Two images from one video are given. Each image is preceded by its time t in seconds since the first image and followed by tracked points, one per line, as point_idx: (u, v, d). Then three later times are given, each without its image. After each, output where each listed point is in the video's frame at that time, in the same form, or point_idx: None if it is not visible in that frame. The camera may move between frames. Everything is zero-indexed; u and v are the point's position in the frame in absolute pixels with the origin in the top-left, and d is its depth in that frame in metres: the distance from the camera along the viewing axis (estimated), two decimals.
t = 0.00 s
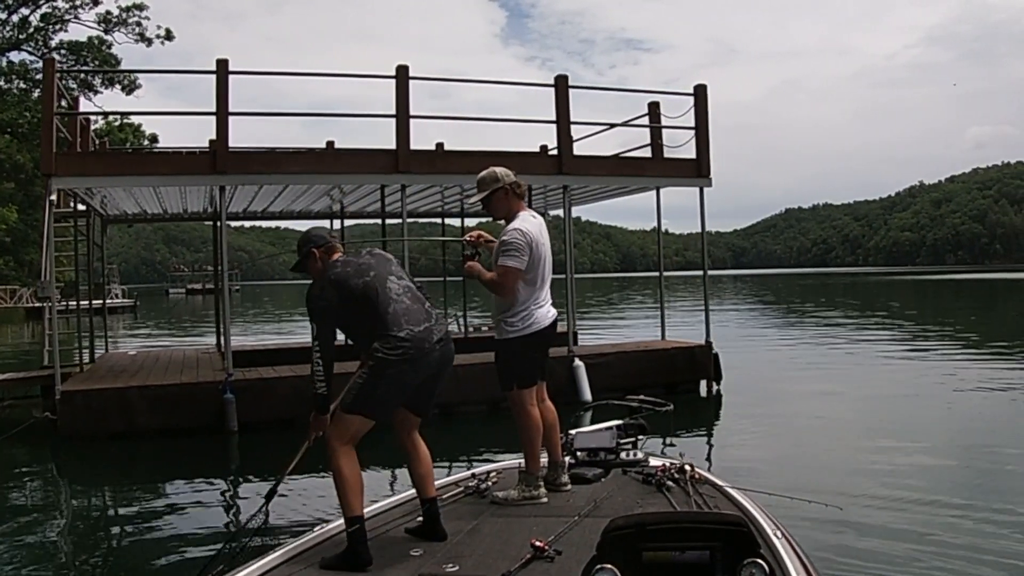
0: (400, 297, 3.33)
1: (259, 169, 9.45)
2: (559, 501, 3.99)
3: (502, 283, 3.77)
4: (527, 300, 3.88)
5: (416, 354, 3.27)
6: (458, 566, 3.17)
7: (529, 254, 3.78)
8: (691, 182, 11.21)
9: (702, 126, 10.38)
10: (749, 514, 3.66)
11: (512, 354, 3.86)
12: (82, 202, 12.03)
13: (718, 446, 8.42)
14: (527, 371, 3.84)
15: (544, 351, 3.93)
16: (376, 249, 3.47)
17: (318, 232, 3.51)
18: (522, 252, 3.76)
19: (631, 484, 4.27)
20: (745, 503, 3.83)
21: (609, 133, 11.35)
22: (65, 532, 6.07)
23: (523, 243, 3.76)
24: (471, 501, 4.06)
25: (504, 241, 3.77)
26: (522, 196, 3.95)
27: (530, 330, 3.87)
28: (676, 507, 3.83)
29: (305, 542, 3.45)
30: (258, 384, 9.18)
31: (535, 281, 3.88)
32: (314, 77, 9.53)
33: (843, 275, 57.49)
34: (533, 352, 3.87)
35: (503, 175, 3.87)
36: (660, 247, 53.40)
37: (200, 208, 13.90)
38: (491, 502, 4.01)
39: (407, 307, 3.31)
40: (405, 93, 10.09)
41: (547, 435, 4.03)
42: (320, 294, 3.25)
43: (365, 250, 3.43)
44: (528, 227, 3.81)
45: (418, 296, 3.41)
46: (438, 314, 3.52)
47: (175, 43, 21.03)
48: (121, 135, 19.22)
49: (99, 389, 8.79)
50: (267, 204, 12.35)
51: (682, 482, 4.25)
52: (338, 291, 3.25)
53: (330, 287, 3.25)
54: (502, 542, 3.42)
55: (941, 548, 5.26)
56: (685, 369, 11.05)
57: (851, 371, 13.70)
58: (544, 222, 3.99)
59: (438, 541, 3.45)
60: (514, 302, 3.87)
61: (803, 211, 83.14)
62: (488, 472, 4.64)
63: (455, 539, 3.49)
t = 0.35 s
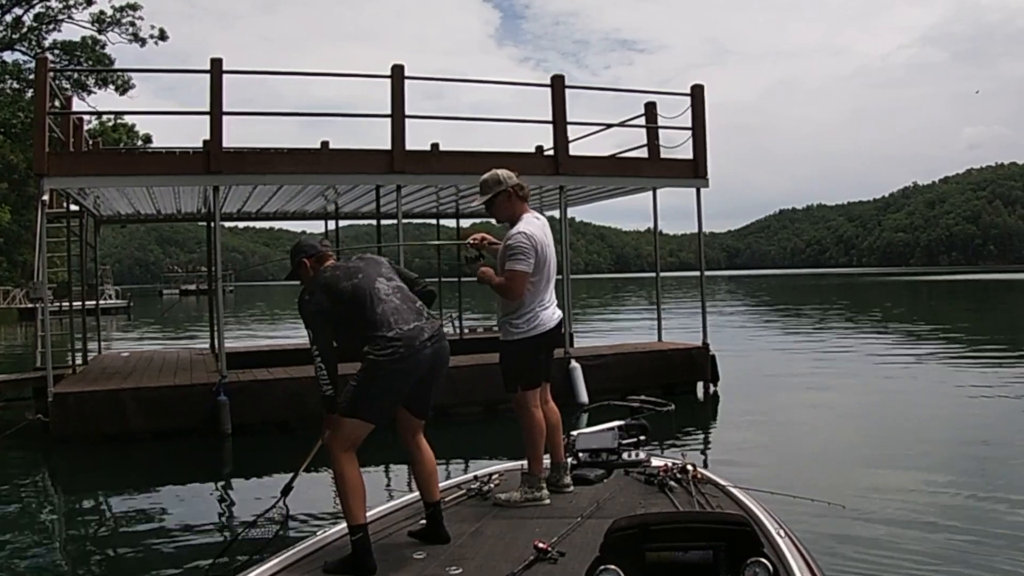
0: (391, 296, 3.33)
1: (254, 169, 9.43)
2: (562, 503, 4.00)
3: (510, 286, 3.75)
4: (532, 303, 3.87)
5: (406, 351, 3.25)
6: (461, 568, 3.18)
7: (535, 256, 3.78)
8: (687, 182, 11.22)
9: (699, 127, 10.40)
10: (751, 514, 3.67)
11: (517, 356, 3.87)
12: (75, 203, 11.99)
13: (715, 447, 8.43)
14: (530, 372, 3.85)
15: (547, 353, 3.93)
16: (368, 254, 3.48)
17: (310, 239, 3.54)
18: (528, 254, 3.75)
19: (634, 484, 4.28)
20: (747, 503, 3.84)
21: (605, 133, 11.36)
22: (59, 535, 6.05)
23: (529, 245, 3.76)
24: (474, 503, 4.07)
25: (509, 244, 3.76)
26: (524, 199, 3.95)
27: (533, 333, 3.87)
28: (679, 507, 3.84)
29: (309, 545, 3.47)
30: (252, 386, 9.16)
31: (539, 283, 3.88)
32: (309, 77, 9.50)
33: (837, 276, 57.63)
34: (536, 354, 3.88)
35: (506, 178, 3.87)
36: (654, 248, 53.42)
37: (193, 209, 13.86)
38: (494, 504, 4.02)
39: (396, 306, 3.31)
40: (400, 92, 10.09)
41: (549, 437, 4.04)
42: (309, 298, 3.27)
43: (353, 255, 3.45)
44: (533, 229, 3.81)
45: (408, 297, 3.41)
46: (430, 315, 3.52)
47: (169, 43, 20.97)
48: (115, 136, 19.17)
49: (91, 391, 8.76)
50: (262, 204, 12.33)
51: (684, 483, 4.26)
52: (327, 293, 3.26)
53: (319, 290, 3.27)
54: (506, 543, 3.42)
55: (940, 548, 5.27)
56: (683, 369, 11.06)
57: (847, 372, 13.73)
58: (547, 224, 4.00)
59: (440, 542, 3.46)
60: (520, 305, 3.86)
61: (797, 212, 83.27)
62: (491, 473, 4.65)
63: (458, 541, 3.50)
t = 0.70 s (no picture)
0: (393, 286, 3.33)
1: (249, 167, 9.41)
2: (561, 502, 4.00)
3: (514, 286, 3.76)
4: (534, 303, 3.88)
5: (403, 344, 3.26)
6: (461, 567, 3.18)
7: (538, 256, 3.79)
8: (684, 184, 11.23)
9: (696, 128, 10.42)
10: (750, 514, 3.67)
11: (518, 355, 3.87)
12: (70, 199, 11.95)
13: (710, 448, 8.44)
14: (531, 371, 3.85)
15: (549, 352, 3.93)
16: (375, 234, 3.46)
17: (318, 204, 3.49)
18: (532, 254, 3.76)
19: (633, 484, 4.28)
20: (746, 502, 3.85)
21: (602, 133, 11.36)
22: (51, 533, 6.02)
23: (533, 245, 3.76)
24: (473, 502, 4.07)
25: (512, 244, 3.76)
26: (528, 198, 3.95)
27: (535, 332, 3.88)
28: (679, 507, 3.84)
29: (308, 544, 3.46)
30: (245, 385, 9.14)
31: (542, 283, 3.89)
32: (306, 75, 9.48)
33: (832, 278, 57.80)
34: (537, 353, 3.88)
35: (510, 177, 3.87)
36: (650, 249, 53.47)
37: (188, 207, 13.82)
38: (493, 503, 4.02)
39: (397, 298, 3.32)
40: (397, 90, 10.08)
41: (550, 435, 4.04)
42: (312, 272, 3.25)
43: (362, 233, 3.41)
44: (537, 229, 3.81)
45: (409, 286, 3.41)
46: (428, 305, 3.52)
47: (165, 39, 20.92)
48: (110, 132, 19.11)
49: (83, 389, 8.72)
50: (258, 202, 12.31)
51: (683, 482, 4.27)
52: (332, 269, 3.23)
53: (324, 265, 3.24)
54: (506, 543, 3.43)
55: (936, 549, 5.29)
56: (679, 371, 11.06)
57: (843, 373, 13.75)
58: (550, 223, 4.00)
59: (440, 541, 3.46)
60: (522, 305, 3.87)
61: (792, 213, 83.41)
62: (490, 473, 4.65)
63: (457, 540, 3.50)
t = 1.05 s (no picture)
0: (396, 282, 3.32)
1: (241, 167, 9.40)
2: (558, 501, 3.99)
3: (515, 286, 3.75)
4: (535, 302, 3.88)
5: (404, 340, 3.24)
6: (456, 566, 3.17)
7: (538, 254, 3.78)
8: (677, 184, 11.23)
9: (690, 128, 10.42)
10: (746, 515, 3.67)
11: (517, 354, 3.86)
12: (62, 201, 11.91)
13: (706, 449, 8.44)
14: (530, 370, 3.84)
15: (548, 352, 3.91)
16: (380, 227, 3.45)
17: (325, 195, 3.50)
18: (532, 253, 3.76)
19: (629, 484, 4.28)
20: (743, 503, 3.84)
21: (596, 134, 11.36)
22: (41, 537, 5.99)
23: (532, 244, 3.76)
24: (469, 501, 4.05)
25: (512, 244, 3.76)
26: (524, 198, 3.94)
27: (535, 331, 3.87)
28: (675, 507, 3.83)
29: (305, 541, 3.45)
30: (237, 388, 9.10)
31: (541, 282, 3.89)
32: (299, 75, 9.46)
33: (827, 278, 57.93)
34: (536, 352, 3.87)
35: (507, 177, 3.86)
36: (645, 250, 53.48)
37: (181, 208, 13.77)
38: (489, 502, 4.00)
39: (399, 293, 3.30)
40: (390, 91, 10.07)
41: (547, 435, 4.03)
42: (315, 266, 3.26)
43: (367, 226, 3.41)
44: (535, 228, 3.81)
45: (412, 282, 3.39)
46: (431, 302, 3.50)
47: (158, 41, 20.88)
48: (103, 134, 19.05)
49: (75, 392, 8.68)
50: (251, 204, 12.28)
51: (680, 483, 4.26)
52: (335, 263, 3.24)
53: (327, 259, 3.25)
54: (502, 542, 3.41)
55: (931, 550, 5.29)
56: (675, 373, 11.05)
57: (838, 375, 13.76)
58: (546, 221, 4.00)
59: (437, 539, 3.45)
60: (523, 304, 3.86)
61: (787, 214, 83.54)
62: (486, 472, 4.63)
63: (454, 539, 3.49)
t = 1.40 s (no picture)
0: (406, 283, 3.31)
1: (234, 169, 9.38)
2: (557, 503, 3.99)
3: (517, 287, 3.74)
4: (535, 303, 3.87)
5: (415, 341, 3.25)
6: (456, 567, 3.16)
7: (539, 256, 3.78)
8: (673, 183, 11.23)
9: (685, 127, 10.43)
10: (746, 516, 3.66)
11: (518, 355, 3.85)
12: (55, 205, 11.86)
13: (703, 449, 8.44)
14: (532, 372, 3.83)
15: (549, 354, 3.91)
16: (387, 226, 3.43)
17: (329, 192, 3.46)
18: (533, 254, 3.75)
19: (629, 486, 4.27)
20: (743, 504, 3.84)
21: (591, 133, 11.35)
22: (36, 540, 5.97)
23: (533, 245, 3.75)
24: (470, 503, 4.05)
25: (513, 245, 3.75)
26: (523, 198, 3.93)
27: (536, 333, 3.86)
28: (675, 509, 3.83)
29: (305, 543, 3.43)
30: (232, 391, 9.07)
31: (541, 283, 3.88)
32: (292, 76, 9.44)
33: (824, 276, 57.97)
34: (537, 353, 3.86)
35: (507, 178, 3.85)
36: (642, 250, 53.47)
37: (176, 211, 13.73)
38: (489, 504, 3.99)
39: (409, 295, 3.30)
40: (385, 92, 10.06)
41: (548, 436, 4.02)
42: (324, 264, 3.24)
43: (375, 225, 3.39)
44: (535, 230, 3.80)
45: (421, 283, 3.38)
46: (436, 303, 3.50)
47: (152, 44, 20.84)
48: (97, 137, 19.00)
49: (68, 396, 8.64)
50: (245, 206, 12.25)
51: (680, 484, 4.26)
52: (346, 262, 3.23)
53: (337, 257, 3.24)
54: (501, 543, 3.41)
55: (931, 548, 5.29)
56: (673, 373, 11.05)
57: (836, 373, 13.76)
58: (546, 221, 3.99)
59: (438, 541, 3.45)
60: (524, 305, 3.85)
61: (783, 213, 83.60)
62: (486, 473, 4.62)
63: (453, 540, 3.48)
